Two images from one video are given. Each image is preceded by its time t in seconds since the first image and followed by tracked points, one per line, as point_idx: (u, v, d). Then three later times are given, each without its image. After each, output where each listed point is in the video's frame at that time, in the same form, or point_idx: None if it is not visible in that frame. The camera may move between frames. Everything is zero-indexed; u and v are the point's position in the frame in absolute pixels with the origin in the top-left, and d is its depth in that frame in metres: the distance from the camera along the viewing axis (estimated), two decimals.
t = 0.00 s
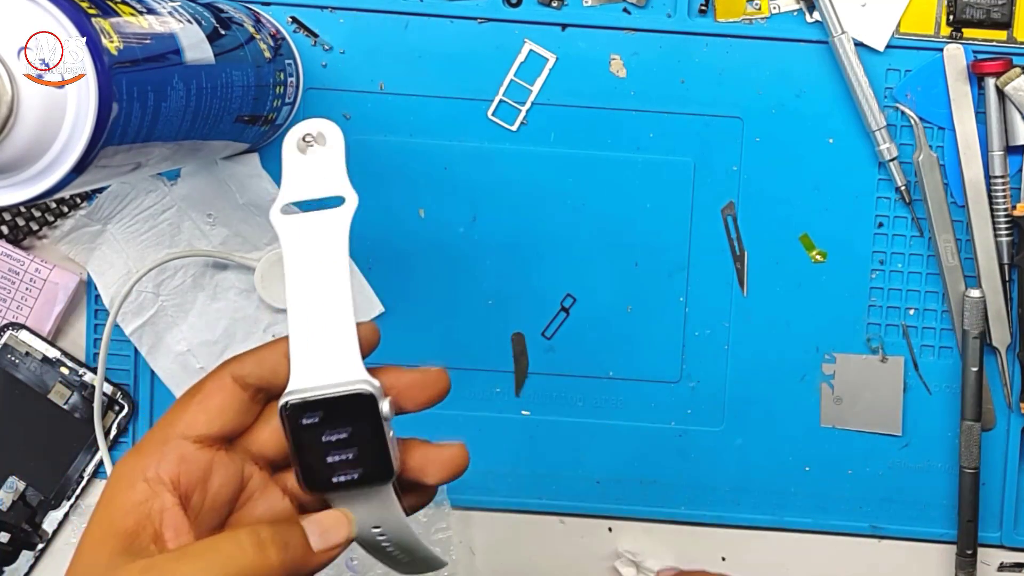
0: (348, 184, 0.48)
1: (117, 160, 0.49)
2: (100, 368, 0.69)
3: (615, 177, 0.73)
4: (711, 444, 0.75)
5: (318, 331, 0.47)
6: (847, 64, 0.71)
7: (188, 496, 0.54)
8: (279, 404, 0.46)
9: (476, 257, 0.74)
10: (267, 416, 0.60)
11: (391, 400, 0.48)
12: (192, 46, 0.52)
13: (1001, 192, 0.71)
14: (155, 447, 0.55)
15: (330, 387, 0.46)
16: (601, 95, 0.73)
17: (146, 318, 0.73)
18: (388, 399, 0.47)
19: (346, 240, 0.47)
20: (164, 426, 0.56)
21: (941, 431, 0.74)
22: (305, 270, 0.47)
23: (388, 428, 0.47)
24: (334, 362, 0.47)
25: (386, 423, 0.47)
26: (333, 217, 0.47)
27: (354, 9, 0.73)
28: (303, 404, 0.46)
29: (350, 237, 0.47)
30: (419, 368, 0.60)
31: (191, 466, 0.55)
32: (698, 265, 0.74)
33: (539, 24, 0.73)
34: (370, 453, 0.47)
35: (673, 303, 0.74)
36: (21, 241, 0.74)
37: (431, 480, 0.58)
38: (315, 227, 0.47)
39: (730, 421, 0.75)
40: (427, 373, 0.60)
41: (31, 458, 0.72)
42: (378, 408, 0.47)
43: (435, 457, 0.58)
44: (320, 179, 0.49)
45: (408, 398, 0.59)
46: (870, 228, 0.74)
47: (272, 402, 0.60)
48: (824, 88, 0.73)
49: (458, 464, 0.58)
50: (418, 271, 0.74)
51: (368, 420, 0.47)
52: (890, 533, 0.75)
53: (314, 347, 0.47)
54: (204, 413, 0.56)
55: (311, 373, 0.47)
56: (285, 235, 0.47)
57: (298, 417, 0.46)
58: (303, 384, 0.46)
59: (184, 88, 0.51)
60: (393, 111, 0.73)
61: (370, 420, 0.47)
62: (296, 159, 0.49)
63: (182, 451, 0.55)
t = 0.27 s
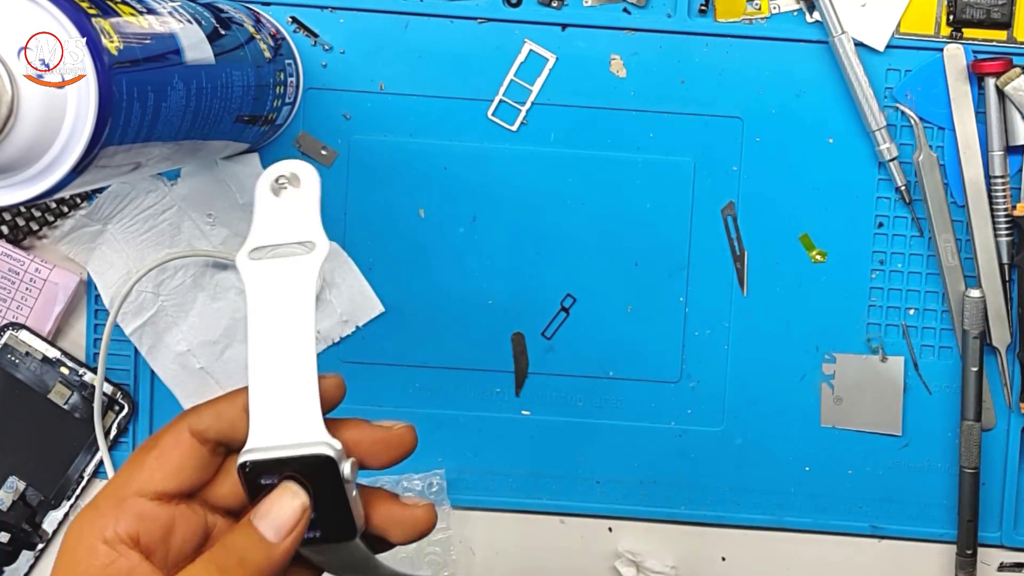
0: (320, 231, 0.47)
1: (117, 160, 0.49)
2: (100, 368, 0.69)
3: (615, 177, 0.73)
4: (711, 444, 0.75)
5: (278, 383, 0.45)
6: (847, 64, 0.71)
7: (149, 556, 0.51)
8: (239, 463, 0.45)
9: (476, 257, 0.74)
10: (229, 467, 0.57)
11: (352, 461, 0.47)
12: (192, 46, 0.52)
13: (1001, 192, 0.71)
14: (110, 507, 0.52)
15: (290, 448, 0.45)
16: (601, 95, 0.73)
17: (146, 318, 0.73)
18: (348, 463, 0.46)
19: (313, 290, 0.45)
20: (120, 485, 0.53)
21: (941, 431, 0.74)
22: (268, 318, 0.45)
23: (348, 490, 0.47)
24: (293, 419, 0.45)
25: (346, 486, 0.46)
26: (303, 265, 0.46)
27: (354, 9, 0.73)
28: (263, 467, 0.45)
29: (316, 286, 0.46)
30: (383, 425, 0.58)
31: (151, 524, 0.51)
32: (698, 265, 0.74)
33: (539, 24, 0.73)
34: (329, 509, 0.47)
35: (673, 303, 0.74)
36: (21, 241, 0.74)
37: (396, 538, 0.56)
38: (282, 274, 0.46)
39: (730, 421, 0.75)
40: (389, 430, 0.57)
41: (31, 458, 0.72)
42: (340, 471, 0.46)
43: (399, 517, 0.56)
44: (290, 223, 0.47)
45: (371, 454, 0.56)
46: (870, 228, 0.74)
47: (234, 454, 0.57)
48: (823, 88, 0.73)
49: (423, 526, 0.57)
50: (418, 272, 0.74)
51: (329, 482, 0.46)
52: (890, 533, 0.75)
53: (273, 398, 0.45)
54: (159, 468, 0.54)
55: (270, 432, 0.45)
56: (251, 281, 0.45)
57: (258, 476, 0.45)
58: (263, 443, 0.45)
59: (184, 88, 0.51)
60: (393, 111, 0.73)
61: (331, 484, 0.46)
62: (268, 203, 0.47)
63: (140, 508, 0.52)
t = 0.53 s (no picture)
0: (316, 264, 0.49)
1: (117, 160, 0.49)
2: (100, 368, 0.69)
3: (614, 177, 0.73)
4: (711, 444, 0.75)
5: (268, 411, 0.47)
6: (848, 64, 0.71)
7: None
8: (229, 487, 0.48)
9: (476, 258, 0.74)
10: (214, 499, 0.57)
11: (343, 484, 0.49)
12: (192, 46, 0.52)
13: (1001, 192, 0.71)
14: (86, 531, 0.53)
15: (274, 475, 0.47)
16: (601, 95, 0.73)
17: (146, 318, 0.73)
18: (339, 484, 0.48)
19: (308, 319, 0.48)
20: (99, 509, 0.54)
21: (941, 432, 0.74)
22: (262, 347, 0.47)
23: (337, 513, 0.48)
24: (281, 446, 0.47)
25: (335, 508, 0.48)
26: (298, 298, 0.48)
27: (354, 9, 0.73)
28: (251, 491, 0.47)
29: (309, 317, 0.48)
30: (373, 444, 0.57)
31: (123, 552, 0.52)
32: (698, 265, 0.74)
33: (539, 24, 0.73)
34: (321, 531, 0.49)
35: (673, 303, 0.74)
36: (21, 241, 0.74)
37: (389, 562, 0.56)
38: (278, 305, 0.48)
39: (730, 421, 0.75)
40: (381, 448, 0.57)
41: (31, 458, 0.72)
42: (328, 493, 0.48)
43: (391, 542, 0.55)
44: (289, 256, 0.50)
45: (364, 474, 0.56)
46: (870, 228, 0.74)
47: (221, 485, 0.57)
48: (823, 88, 0.73)
49: (416, 550, 0.56)
50: (418, 272, 0.74)
51: (316, 504, 0.48)
52: (890, 533, 0.75)
53: (264, 425, 0.47)
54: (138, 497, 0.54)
55: (260, 459, 0.48)
56: (247, 310, 0.48)
57: (247, 500, 0.48)
58: (252, 468, 0.48)
59: (184, 89, 0.51)
60: (393, 111, 0.73)
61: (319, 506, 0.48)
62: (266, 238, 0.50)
63: (111, 537, 0.52)
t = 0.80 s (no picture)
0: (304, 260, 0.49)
1: (117, 161, 0.49)
2: (100, 368, 0.69)
3: (614, 177, 0.73)
4: (711, 444, 0.75)
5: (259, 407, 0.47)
6: (848, 64, 0.71)
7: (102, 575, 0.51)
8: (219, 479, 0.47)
9: (476, 257, 0.74)
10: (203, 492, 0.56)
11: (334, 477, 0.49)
12: (192, 46, 0.52)
13: (1001, 192, 0.71)
14: (76, 522, 0.53)
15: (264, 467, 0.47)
16: (602, 95, 0.73)
17: (146, 318, 0.73)
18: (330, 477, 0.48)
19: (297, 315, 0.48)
20: (91, 500, 0.54)
21: (941, 432, 0.74)
22: (253, 342, 0.48)
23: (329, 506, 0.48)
24: (271, 440, 0.47)
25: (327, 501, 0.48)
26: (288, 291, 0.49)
27: (355, 9, 0.73)
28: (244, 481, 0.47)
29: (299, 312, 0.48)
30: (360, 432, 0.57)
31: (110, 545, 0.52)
32: (698, 265, 0.74)
33: (539, 24, 0.73)
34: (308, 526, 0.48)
35: (673, 303, 0.74)
36: (21, 241, 0.74)
37: (374, 556, 0.56)
38: (267, 300, 0.48)
39: (730, 421, 0.75)
40: (369, 435, 0.56)
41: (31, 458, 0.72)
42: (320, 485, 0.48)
43: (378, 535, 0.55)
44: (277, 253, 0.50)
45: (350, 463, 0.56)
46: (870, 228, 0.74)
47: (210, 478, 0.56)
48: (823, 88, 0.73)
49: (403, 543, 0.56)
50: (418, 272, 0.74)
51: (308, 496, 0.48)
52: (890, 532, 0.75)
53: (255, 421, 0.47)
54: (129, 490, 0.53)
55: (249, 454, 0.47)
56: (237, 304, 0.48)
57: (237, 491, 0.47)
58: (243, 459, 0.47)
59: (184, 89, 0.51)
60: (393, 111, 0.73)
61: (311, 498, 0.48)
62: (255, 237, 0.50)
63: (101, 528, 0.52)
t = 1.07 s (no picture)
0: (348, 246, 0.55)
1: (117, 161, 0.49)
2: (100, 369, 0.69)
3: (614, 177, 0.73)
4: (711, 444, 0.75)
5: (324, 353, 0.51)
6: (848, 64, 0.71)
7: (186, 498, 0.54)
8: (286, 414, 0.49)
9: (476, 257, 0.74)
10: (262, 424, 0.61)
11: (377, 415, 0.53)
12: (192, 46, 0.52)
13: (1001, 192, 0.71)
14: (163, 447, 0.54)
15: (333, 400, 0.50)
16: (602, 95, 0.73)
17: (146, 318, 0.73)
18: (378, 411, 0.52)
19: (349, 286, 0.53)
20: (172, 427, 0.55)
21: (941, 432, 0.74)
22: (314, 301, 0.51)
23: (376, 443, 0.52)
24: (339, 380, 0.51)
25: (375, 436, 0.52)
26: (339, 266, 0.54)
27: (355, 9, 0.73)
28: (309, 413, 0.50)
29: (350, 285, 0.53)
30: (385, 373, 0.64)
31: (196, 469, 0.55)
32: (698, 265, 0.74)
33: (539, 24, 0.73)
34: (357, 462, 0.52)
35: (673, 303, 0.74)
36: (21, 241, 0.74)
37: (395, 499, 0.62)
38: (321, 273, 0.53)
39: (730, 421, 0.75)
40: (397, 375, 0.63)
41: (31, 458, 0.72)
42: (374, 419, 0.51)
43: (397, 482, 0.62)
44: (322, 241, 0.55)
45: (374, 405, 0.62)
46: (870, 228, 0.74)
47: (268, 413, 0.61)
48: (824, 88, 0.73)
49: (417, 488, 0.63)
50: (418, 271, 0.74)
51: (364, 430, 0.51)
52: (890, 532, 0.75)
53: (321, 365, 0.51)
54: (211, 422, 0.56)
55: (316, 390, 0.50)
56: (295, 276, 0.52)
57: (305, 424, 0.50)
58: (312, 394, 0.50)
59: (184, 89, 0.51)
60: (393, 111, 0.73)
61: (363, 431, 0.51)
62: (298, 228, 0.55)
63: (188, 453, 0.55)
